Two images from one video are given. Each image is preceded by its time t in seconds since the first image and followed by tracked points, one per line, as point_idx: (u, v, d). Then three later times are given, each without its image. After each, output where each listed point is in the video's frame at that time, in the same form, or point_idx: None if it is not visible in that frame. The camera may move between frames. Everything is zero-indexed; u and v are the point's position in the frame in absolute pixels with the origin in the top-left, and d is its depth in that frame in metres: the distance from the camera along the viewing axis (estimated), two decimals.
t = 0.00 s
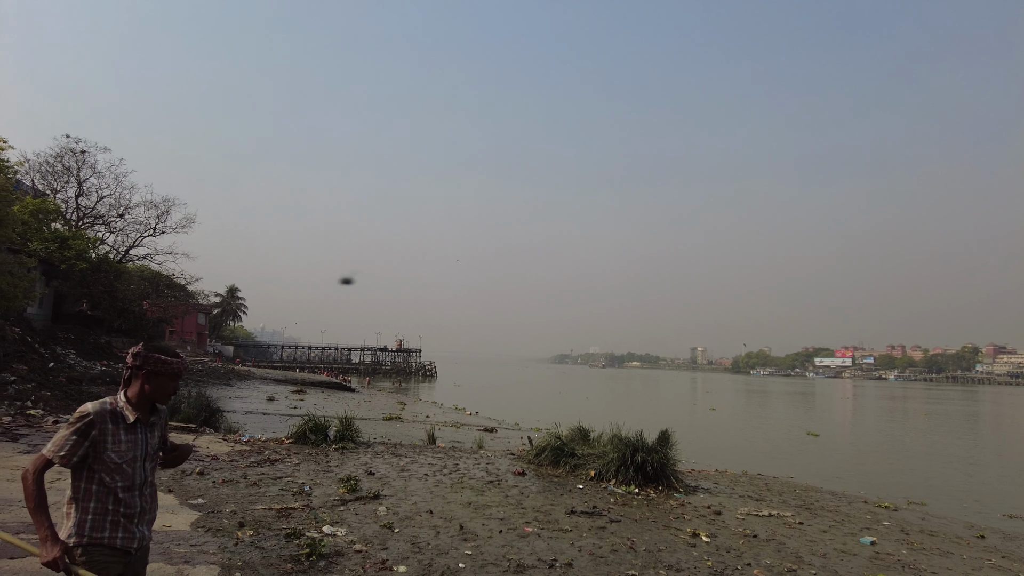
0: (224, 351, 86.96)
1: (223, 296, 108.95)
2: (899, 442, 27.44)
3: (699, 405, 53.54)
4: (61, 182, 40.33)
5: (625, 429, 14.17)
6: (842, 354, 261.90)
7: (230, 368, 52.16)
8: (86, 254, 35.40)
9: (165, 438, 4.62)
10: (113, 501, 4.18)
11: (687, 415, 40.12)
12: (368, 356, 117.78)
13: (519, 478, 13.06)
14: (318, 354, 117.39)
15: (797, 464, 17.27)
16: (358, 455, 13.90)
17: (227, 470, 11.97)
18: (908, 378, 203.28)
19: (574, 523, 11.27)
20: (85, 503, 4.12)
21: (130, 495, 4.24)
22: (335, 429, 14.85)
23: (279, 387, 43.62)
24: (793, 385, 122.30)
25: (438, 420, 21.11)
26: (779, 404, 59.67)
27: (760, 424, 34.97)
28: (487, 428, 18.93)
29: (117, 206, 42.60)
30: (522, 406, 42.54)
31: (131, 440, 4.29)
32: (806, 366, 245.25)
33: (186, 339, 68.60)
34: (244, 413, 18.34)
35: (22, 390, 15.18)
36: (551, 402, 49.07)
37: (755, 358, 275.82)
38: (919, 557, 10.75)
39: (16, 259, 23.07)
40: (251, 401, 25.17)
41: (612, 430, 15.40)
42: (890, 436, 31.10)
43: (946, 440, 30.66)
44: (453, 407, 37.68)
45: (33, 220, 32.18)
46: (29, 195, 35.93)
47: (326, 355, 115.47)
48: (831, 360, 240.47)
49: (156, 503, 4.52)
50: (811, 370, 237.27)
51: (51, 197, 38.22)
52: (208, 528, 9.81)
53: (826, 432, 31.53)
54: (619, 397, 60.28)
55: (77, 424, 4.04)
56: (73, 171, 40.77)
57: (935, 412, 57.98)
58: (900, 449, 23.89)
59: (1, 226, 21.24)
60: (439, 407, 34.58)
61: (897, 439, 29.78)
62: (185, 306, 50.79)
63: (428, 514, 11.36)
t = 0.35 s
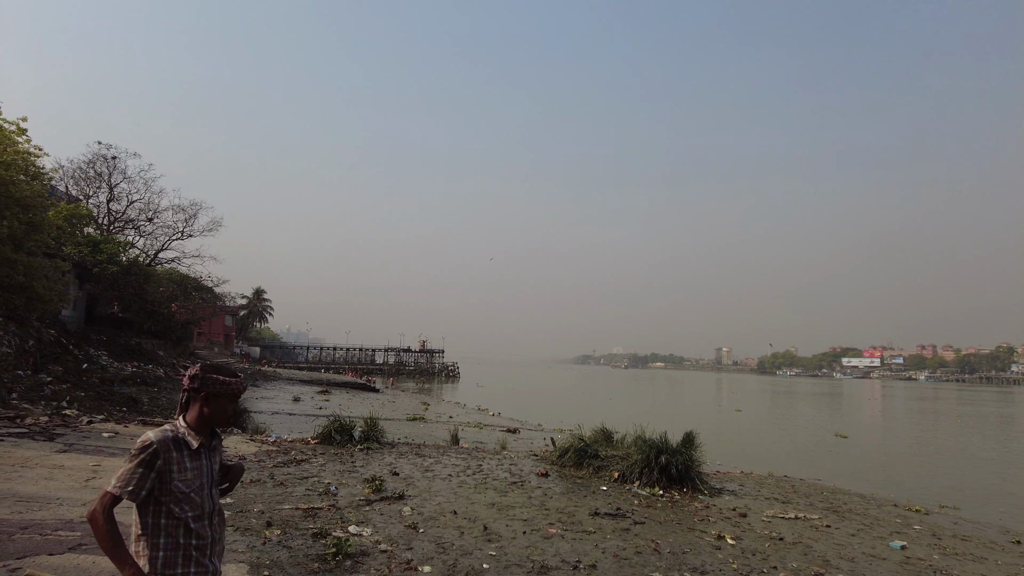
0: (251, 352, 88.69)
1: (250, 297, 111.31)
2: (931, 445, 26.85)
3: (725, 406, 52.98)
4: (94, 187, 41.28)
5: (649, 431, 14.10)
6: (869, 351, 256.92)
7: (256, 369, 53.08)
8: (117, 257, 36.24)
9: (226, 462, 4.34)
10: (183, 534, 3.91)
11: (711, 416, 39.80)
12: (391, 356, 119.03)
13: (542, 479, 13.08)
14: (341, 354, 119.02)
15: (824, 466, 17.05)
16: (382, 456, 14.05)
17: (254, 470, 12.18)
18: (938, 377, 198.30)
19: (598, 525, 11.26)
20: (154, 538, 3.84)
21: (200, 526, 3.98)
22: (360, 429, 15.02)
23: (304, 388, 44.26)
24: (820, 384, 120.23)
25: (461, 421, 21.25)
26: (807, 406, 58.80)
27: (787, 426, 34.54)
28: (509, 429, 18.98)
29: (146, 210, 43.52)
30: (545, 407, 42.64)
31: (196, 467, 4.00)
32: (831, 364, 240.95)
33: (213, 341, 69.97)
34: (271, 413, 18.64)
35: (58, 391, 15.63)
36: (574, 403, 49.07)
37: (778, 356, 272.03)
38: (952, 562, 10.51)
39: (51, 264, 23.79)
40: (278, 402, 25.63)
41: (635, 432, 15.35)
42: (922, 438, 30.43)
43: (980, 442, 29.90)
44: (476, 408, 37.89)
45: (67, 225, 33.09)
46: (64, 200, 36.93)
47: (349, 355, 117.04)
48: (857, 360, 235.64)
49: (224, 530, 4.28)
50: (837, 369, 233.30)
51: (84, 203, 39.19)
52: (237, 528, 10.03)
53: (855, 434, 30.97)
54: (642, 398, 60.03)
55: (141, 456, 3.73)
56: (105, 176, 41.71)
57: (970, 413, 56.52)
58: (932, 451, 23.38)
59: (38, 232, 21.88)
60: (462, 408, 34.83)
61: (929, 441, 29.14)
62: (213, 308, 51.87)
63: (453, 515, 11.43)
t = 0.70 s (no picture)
0: (279, 354, 90.37)
1: (278, 300, 113.67)
2: (968, 448, 26.17)
3: (753, 408, 52.22)
4: (126, 194, 42.23)
5: (674, 433, 14.03)
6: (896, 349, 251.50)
7: (283, 371, 53.98)
8: (148, 261, 37.11)
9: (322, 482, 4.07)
10: (282, 560, 3.59)
11: (738, 418, 39.45)
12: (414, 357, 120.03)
13: (567, 481, 13.09)
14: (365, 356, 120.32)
15: (855, 469, 16.82)
16: (409, 457, 14.19)
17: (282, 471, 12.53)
18: (971, 377, 193.20)
19: (624, 527, 11.22)
20: (253, 567, 3.54)
21: (300, 552, 3.67)
22: (386, 430, 15.19)
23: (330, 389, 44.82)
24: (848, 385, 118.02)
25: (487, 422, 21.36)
26: (838, 407, 57.75)
27: (816, 428, 34.05)
28: (533, 430, 19.03)
29: (176, 215, 44.47)
30: (570, 408, 42.66)
31: (299, 487, 3.73)
32: (858, 363, 236.19)
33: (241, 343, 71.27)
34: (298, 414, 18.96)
35: (94, 392, 16.12)
36: (598, 404, 48.98)
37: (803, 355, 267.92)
38: (989, 569, 10.24)
39: (87, 268, 24.50)
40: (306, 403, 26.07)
41: (661, 434, 15.29)
42: (957, 441, 29.67)
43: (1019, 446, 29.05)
44: (501, 409, 38.15)
45: (102, 230, 34.00)
46: (98, 206, 37.96)
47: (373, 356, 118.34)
48: (886, 360, 230.29)
49: (317, 557, 3.97)
50: (863, 369, 228.96)
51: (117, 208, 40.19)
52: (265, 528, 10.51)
53: (887, 437, 30.37)
54: (668, 400, 59.70)
55: (248, 473, 3.46)
56: (137, 182, 42.69)
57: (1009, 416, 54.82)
58: (970, 454, 22.81)
59: (74, 237, 22.54)
60: (487, 409, 35.05)
61: (964, 444, 28.43)
62: (241, 311, 52.94)
63: (478, 516, 11.48)
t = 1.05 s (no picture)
0: (306, 355, 91.83)
1: (305, 303, 115.66)
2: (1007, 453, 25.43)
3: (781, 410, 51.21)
4: (157, 199, 43.15)
5: (701, 436, 13.91)
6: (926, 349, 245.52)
7: (309, 372, 54.79)
8: (178, 265, 37.90)
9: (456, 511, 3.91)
10: None
11: (765, 421, 38.95)
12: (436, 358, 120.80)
13: (593, 483, 13.07)
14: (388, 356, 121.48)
15: (887, 473, 16.53)
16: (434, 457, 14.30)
17: (311, 471, 12.92)
18: (1004, 377, 187.75)
19: (650, 529, 11.17)
20: None
21: None
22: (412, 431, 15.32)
23: (357, 391, 45.21)
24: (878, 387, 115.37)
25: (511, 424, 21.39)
26: (869, 410, 56.57)
27: (846, 431, 33.45)
28: (558, 432, 18.99)
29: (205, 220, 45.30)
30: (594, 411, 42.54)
31: (431, 518, 3.61)
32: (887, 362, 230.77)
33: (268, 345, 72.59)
34: (324, 415, 19.22)
35: (127, 393, 16.54)
36: (622, 406, 48.76)
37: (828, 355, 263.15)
38: None
39: (120, 272, 25.11)
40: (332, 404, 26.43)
41: (687, 436, 15.17)
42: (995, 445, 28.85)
43: None
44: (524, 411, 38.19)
45: (134, 235, 34.84)
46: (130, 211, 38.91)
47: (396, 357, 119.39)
48: (917, 361, 224.52)
49: None
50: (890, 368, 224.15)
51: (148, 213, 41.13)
52: (297, 526, 10.99)
53: (921, 440, 29.68)
54: (694, 402, 59.16)
55: (378, 508, 3.42)
56: (167, 187, 43.57)
57: None
58: (1008, 459, 22.19)
59: (107, 241, 23.16)
60: (511, 411, 35.15)
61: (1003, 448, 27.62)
62: (268, 313, 53.84)
63: (504, 517, 11.52)
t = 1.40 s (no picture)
0: (334, 357, 93.37)
1: (333, 306, 117.92)
2: None
3: (812, 412, 50.24)
4: (189, 204, 44.14)
5: (730, 438, 13.78)
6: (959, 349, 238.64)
7: (337, 373, 55.65)
8: (209, 268, 38.66)
9: (621, 546, 3.56)
10: None
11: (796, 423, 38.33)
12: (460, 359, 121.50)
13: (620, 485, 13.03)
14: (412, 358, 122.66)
15: (923, 477, 16.19)
16: (461, 458, 14.38)
17: (341, 471, 13.08)
18: None
19: (679, 532, 11.08)
20: None
21: None
22: (439, 432, 15.43)
23: (383, 392, 45.75)
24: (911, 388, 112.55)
25: (537, 425, 21.41)
26: (905, 412, 55.16)
27: (880, 434, 32.73)
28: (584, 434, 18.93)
29: (235, 224, 46.18)
30: (620, 413, 42.36)
31: (598, 559, 3.27)
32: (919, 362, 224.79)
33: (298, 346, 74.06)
34: (352, 416, 19.46)
35: (162, 394, 16.96)
36: (648, 408, 48.43)
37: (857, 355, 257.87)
38: None
39: (154, 276, 25.75)
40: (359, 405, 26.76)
41: (716, 439, 15.01)
42: None
43: None
44: (550, 413, 38.22)
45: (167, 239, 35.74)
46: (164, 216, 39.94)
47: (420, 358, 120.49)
48: (952, 361, 218.23)
49: None
50: (921, 369, 218.56)
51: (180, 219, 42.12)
52: (328, 526, 11.14)
53: (960, 443, 28.88)
54: (722, 404, 58.49)
55: (543, 552, 3.18)
56: (199, 193, 44.54)
57: None
58: None
59: (141, 246, 23.86)
60: (536, 413, 35.21)
61: None
62: (297, 316, 54.81)
63: (532, 518, 11.54)
